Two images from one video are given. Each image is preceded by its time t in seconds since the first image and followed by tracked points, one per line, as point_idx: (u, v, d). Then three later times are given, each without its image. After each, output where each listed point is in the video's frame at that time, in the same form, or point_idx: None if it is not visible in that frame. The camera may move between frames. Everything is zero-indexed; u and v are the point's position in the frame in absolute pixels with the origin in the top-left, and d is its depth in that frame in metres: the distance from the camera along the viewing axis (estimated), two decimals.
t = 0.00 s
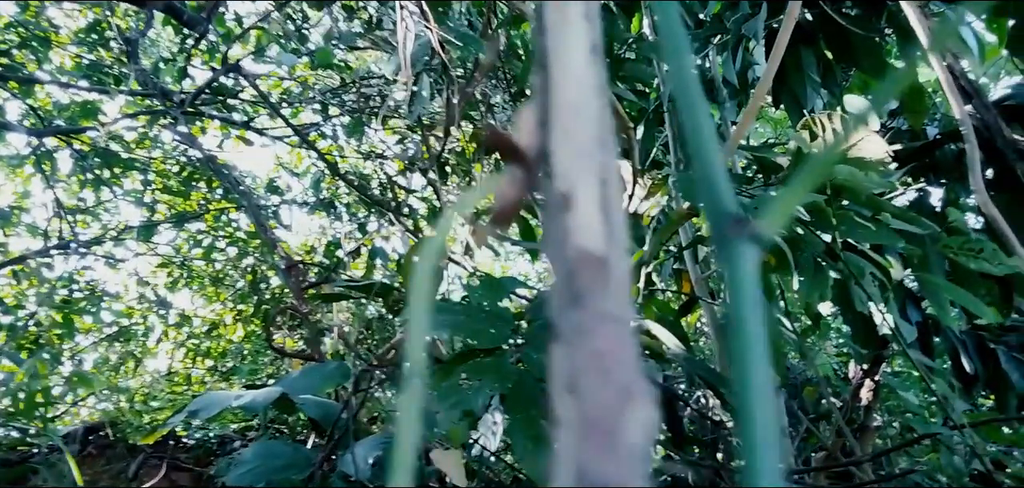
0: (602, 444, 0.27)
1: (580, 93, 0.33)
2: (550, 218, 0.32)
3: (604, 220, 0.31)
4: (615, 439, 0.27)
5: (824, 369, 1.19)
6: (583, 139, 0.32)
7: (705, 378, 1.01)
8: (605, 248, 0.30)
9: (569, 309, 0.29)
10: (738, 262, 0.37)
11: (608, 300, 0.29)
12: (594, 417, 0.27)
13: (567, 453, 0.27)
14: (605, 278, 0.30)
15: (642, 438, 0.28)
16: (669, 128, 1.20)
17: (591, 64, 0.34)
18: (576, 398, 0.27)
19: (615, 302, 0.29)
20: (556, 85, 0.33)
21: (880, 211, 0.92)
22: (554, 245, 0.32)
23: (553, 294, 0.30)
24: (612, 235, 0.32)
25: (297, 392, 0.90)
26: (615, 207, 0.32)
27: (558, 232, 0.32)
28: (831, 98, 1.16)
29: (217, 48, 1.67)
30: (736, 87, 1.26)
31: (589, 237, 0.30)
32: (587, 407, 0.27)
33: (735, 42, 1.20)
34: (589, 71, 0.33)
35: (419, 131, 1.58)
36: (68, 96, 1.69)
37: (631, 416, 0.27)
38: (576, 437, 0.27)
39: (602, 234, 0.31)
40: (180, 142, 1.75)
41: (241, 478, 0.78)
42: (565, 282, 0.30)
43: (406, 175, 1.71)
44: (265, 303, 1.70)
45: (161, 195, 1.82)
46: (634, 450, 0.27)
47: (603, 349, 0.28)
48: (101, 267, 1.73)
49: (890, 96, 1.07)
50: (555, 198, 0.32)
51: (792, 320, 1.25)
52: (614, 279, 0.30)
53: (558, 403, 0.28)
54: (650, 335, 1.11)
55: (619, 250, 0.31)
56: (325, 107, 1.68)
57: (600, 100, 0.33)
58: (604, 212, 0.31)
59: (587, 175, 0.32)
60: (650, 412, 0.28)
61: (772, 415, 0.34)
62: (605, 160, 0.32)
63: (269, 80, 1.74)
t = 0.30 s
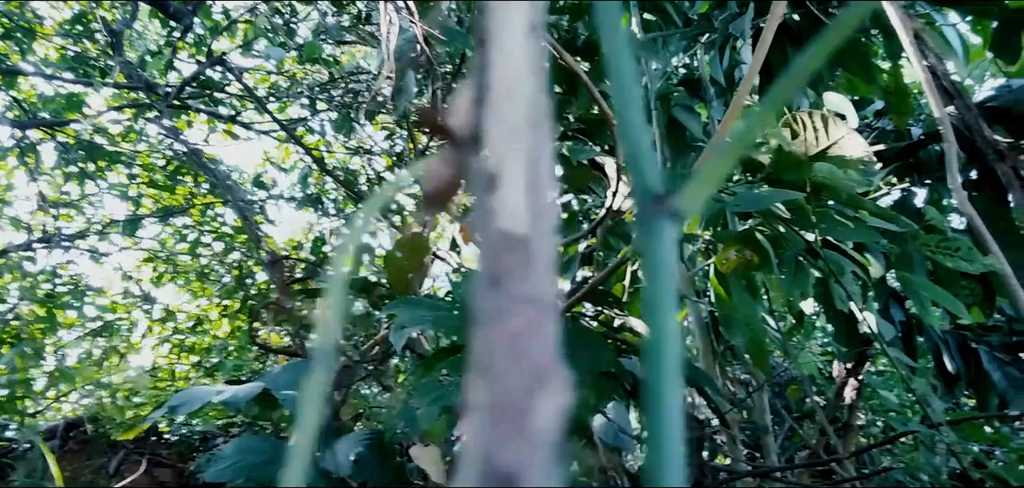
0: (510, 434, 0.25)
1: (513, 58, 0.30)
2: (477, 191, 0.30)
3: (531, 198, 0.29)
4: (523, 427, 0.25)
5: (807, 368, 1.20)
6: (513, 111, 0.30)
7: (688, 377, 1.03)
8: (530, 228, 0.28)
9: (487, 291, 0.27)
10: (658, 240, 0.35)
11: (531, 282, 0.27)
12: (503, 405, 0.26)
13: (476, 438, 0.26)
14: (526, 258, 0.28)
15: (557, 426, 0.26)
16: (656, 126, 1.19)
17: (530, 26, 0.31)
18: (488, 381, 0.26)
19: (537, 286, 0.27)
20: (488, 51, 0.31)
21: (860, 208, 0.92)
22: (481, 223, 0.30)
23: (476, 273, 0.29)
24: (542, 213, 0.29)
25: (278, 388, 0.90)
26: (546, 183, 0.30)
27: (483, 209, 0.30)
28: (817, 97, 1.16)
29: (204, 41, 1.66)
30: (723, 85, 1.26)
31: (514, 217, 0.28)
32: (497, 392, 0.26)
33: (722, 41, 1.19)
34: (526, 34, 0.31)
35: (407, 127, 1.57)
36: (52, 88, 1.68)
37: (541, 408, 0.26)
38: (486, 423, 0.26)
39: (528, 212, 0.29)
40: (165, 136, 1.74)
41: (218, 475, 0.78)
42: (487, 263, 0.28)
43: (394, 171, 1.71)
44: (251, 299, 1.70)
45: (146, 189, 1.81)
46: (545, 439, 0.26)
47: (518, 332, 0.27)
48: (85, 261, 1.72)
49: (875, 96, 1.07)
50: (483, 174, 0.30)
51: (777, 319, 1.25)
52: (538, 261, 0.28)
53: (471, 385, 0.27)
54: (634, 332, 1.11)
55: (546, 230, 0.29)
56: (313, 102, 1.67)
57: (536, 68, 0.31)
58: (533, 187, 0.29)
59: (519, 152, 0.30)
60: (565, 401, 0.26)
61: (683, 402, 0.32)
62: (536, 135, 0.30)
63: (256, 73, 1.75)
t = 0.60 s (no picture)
0: (444, 413, 0.27)
1: (467, 70, 0.34)
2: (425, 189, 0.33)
3: (477, 195, 0.32)
4: (456, 407, 0.27)
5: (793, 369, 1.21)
6: (464, 117, 0.33)
7: (675, 377, 1.03)
8: (474, 221, 0.31)
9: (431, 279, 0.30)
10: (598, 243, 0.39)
11: (472, 273, 0.30)
12: (439, 384, 0.27)
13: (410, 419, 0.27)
14: (469, 249, 0.30)
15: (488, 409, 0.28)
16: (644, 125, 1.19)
17: (484, 42, 0.34)
18: (425, 362, 0.28)
19: (477, 275, 0.30)
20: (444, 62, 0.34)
21: (845, 209, 0.91)
22: (428, 219, 0.32)
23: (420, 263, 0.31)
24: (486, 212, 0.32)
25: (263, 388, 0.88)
26: (491, 184, 0.33)
27: (431, 205, 0.32)
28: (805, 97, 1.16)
29: (193, 37, 1.65)
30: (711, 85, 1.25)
31: (460, 214, 0.31)
32: (434, 373, 0.28)
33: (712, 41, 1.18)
34: (479, 49, 0.34)
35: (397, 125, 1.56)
36: (37, 83, 1.66)
37: (474, 390, 0.28)
38: (420, 402, 0.27)
39: (472, 209, 0.31)
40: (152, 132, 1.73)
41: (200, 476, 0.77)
42: (432, 253, 0.30)
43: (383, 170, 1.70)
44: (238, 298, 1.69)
45: (133, 185, 1.79)
46: (477, 420, 0.27)
47: (457, 319, 0.29)
48: (70, 257, 1.70)
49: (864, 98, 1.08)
50: (432, 174, 0.33)
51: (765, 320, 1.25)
52: (478, 255, 0.30)
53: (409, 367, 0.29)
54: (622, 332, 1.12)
55: (488, 228, 0.31)
56: (302, 99, 1.65)
57: (487, 78, 0.34)
58: (478, 187, 0.32)
59: (466, 154, 0.32)
60: (499, 386, 0.28)
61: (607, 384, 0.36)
62: (485, 138, 0.33)
63: (244, 70, 1.75)
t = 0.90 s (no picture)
0: (379, 388, 0.33)
1: (410, 78, 0.38)
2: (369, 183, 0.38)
3: (414, 192, 0.37)
4: (386, 385, 0.33)
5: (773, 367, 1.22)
6: (407, 120, 0.38)
7: (656, 375, 1.03)
8: (410, 215, 0.37)
9: (372, 267, 0.35)
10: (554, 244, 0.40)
11: (404, 266, 0.35)
12: (370, 366, 0.33)
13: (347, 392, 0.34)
14: (404, 244, 0.36)
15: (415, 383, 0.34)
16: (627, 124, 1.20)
17: (428, 50, 0.39)
18: (361, 347, 0.34)
19: (410, 268, 0.35)
20: (391, 67, 0.38)
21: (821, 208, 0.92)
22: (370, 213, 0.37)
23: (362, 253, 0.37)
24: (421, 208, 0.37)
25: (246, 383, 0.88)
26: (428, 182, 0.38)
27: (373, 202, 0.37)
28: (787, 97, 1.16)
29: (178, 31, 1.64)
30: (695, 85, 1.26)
31: (397, 211, 0.37)
32: (367, 356, 0.34)
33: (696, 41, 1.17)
34: (423, 56, 0.38)
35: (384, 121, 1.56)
36: (21, 76, 1.65)
37: (401, 367, 0.34)
38: (354, 380, 0.34)
39: (408, 209, 0.37)
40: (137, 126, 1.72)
41: (181, 470, 0.76)
42: (372, 247, 0.36)
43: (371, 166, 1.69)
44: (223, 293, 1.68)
45: (117, 179, 1.78)
46: (405, 400, 0.33)
47: (393, 309, 0.34)
48: (53, 251, 1.70)
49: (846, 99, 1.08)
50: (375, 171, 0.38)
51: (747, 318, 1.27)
52: (411, 249, 0.36)
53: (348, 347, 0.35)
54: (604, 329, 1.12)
55: (422, 223, 0.37)
56: (288, 94, 1.65)
57: (428, 85, 0.39)
58: (415, 187, 0.37)
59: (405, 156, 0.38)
60: (425, 362, 0.34)
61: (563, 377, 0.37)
62: (423, 139, 0.38)
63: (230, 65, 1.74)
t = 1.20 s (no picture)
0: (303, 410, 0.27)
1: (364, 73, 0.35)
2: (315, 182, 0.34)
3: (363, 189, 0.33)
4: (316, 404, 0.27)
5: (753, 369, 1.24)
6: (359, 113, 0.34)
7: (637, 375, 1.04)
8: (356, 215, 0.32)
9: (309, 268, 0.30)
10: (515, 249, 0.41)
11: (348, 265, 0.30)
12: (296, 379, 0.27)
13: (266, 417, 0.27)
14: (348, 243, 0.31)
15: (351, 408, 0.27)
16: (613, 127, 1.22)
17: (386, 45, 0.36)
18: (291, 357, 0.28)
19: (355, 268, 0.30)
20: (346, 61, 0.35)
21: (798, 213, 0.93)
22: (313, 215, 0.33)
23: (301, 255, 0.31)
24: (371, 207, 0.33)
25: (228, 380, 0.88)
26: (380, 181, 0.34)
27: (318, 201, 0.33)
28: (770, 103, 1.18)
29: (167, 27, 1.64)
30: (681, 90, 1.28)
31: (342, 209, 0.32)
32: (295, 369, 0.27)
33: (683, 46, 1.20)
34: (379, 49, 0.35)
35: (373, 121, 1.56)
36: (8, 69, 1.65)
37: (337, 384, 0.27)
38: (278, 400, 0.27)
39: (355, 205, 0.32)
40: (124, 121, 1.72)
41: (164, 465, 0.76)
42: (313, 245, 0.31)
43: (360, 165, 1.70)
44: (209, 290, 1.68)
45: (104, 174, 1.77)
46: (337, 420, 0.27)
47: (330, 312, 0.29)
48: (38, 245, 1.69)
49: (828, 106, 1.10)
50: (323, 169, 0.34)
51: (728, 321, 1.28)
52: (358, 249, 0.31)
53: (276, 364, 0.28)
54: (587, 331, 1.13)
55: (372, 222, 0.32)
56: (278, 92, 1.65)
57: (386, 75, 0.35)
58: (364, 183, 0.33)
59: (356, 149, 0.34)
60: (367, 381, 0.28)
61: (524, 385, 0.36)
62: (376, 134, 0.34)
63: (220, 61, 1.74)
